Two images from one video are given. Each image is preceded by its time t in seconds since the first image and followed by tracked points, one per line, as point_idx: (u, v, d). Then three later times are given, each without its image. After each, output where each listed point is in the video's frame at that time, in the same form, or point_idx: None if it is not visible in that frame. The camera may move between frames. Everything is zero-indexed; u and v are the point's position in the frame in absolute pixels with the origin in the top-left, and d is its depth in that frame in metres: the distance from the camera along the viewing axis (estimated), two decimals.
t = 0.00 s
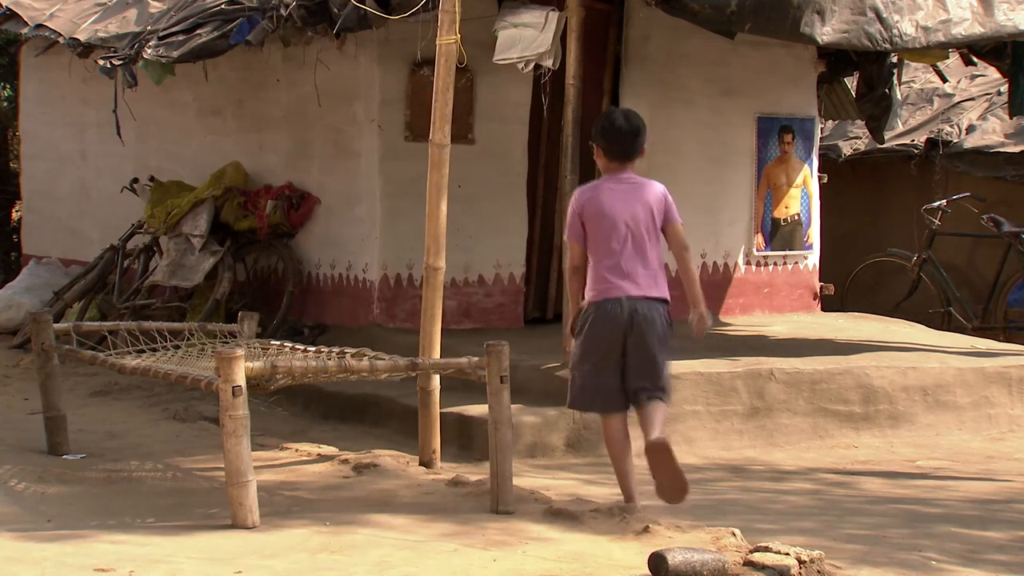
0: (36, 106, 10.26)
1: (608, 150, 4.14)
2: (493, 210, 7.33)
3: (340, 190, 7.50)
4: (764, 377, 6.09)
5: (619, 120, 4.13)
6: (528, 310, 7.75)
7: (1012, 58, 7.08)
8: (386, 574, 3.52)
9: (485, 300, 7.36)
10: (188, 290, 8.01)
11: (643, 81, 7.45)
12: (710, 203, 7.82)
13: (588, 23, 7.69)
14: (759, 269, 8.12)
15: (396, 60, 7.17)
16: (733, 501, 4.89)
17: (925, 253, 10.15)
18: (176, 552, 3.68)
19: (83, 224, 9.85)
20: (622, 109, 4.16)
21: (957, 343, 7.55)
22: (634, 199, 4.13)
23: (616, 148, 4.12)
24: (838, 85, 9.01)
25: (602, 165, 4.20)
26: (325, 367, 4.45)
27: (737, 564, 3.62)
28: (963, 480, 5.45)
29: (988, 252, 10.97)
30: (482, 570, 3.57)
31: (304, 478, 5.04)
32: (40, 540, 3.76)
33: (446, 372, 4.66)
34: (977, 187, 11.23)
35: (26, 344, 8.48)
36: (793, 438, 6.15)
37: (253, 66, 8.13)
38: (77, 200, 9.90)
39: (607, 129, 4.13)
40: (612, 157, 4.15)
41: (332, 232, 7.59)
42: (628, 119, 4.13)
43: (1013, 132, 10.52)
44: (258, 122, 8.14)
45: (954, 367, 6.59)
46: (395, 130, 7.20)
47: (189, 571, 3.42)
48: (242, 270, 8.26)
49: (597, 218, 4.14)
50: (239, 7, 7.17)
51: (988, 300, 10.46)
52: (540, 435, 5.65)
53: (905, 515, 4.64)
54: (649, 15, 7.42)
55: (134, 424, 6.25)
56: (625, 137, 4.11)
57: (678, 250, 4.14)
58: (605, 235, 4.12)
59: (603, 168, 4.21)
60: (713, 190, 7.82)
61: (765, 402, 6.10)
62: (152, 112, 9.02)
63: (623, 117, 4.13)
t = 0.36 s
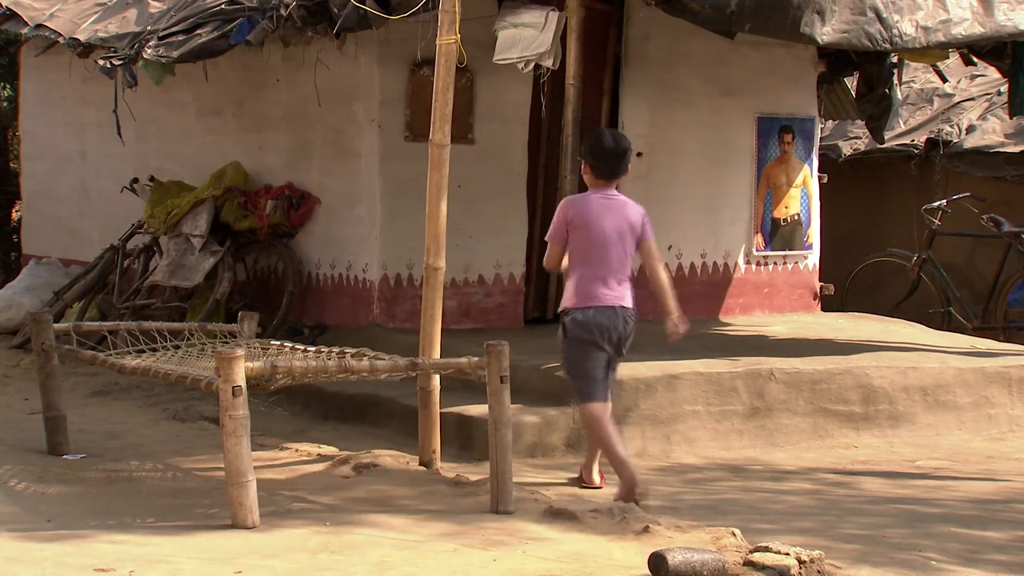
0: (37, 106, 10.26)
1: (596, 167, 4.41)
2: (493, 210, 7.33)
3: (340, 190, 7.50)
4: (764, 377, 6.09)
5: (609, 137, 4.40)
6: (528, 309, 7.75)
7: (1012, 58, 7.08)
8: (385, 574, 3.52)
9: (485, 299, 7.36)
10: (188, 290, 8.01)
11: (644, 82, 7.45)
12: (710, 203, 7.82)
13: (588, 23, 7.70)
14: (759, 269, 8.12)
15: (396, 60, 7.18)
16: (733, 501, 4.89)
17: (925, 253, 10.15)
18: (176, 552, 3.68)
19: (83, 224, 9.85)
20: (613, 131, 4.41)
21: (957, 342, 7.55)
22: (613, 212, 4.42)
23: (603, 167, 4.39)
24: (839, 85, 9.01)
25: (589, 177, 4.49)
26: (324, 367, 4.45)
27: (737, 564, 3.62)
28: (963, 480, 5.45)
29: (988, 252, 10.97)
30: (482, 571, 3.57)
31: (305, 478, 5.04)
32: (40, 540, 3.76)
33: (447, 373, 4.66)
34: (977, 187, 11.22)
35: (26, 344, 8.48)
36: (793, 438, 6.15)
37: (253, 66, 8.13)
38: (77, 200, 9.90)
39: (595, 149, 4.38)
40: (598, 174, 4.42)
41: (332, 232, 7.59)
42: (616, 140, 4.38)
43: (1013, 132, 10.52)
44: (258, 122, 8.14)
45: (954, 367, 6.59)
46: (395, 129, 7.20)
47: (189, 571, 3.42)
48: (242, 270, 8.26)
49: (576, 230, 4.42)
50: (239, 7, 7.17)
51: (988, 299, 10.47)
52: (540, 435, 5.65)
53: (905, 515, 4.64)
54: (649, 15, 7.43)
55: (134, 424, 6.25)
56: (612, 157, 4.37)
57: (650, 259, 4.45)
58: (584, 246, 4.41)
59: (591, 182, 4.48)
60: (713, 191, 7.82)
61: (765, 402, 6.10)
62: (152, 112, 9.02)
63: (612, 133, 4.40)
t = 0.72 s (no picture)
0: (37, 107, 10.26)
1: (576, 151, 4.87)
2: (493, 210, 7.33)
3: (340, 190, 7.50)
4: (764, 377, 6.09)
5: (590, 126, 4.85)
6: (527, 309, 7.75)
7: (1012, 58, 7.08)
8: (385, 574, 3.52)
9: (485, 299, 7.36)
10: (188, 290, 8.01)
11: (644, 82, 7.46)
12: (710, 203, 7.82)
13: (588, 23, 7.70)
14: (759, 269, 8.12)
15: (396, 60, 7.18)
16: (733, 501, 4.89)
17: (925, 253, 10.15)
18: (176, 552, 3.68)
19: (84, 224, 9.85)
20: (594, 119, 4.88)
21: (957, 342, 7.55)
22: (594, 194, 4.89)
23: (583, 151, 4.86)
24: (838, 85, 9.01)
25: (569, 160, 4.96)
26: (324, 367, 4.45)
27: (737, 564, 3.63)
28: (963, 480, 5.45)
29: (988, 252, 10.96)
30: (482, 571, 3.57)
31: (304, 478, 5.04)
32: (40, 540, 3.76)
33: (446, 372, 4.66)
34: (977, 187, 11.22)
35: (26, 344, 8.48)
36: (793, 438, 6.15)
37: (253, 66, 8.13)
38: (77, 200, 9.90)
39: (576, 134, 4.85)
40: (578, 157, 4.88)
41: (333, 232, 7.59)
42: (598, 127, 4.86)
43: (1013, 132, 10.52)
44: (258, 122, 8.14)
45: (954, 367, 6.59)
46: (395, 129, 7.20)
47: (189, 571, 3.42)
48: (242, 270, 8.26)
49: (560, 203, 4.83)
50: (239, 7, 7.17)
51: (988, 299, 10.47)
52: (540, 435, 5.65)
53: (904, 515, 4.64)
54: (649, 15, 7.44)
55: (134, 424, 6.25)
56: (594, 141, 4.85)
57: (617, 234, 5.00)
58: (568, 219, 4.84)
59: (570, 165, 4.96)
60: (713, 191, 7.82)
61: (765, 402, 6.10)
62: (152, 112, 9.02)
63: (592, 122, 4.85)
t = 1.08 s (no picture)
0: (36, 106, 10.26)
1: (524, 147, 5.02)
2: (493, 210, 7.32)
3: (340, 190, 7.50)
4: (764, 377, 6.09)
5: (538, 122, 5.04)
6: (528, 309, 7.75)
7: (1012, 58, 7.08)
8: (385, 574, 3.52)
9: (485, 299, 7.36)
10: (188, 290, 8.01)
11: (644, 81, 7.46)
12: (710, 203, 7.82)
13: (588, 23, 7.69)
14: (759, 269, 8.12)
15: (396, 60, 7.18)
16: (733, 501, 4.89)
17: (925, 253, 10.15)
18: (176, 552, 3.68)
19: (84, 224, 9.85)
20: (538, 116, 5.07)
21: (957, 342, 7.55)
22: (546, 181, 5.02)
23: (531, 148, 5.03)
24: (838, 85, 9.01)
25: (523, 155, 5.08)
26: (324, 367, 4.45)
27: (737, 564, 3.63)
28: (963, 480, 5.45)
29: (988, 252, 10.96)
30: (482, 570, 3.57)
31: (305, 478, 5.04)
32: (40, 540, 3.76)
33: (446, 372, 4.66)
34: (977, 187, 11.22)
35: (26, 344, 8.48)
36: (793, 438, 6.15)
37: (253, 65, 8.13)
38: (77, 200, 9.90)
39: (521, 131, 5.03)
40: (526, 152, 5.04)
41: (332, 232, 7.59)
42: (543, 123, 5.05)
43: (1013, 132, 10.53)
44: (258, 122, 8.13)
45: (954, 367, 6.59)
46: (395, 130, 7.20)
47: (189, 571, 3.42)
48: (242, 270, 8.26)
49: (512, 195, 4.98)
50: (239, 7, 7.17)
51: (988, 299, 10.45)
52: (541, 435, 5.65)
53: (904, 515, 4.64)
54: (649, 15, 7.46)
55: (134, 424, 6.25)
56: (539, 136, 5.02)
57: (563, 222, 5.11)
58: (522, 210, 4.97)
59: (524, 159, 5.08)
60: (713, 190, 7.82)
61: (765, 402, 6.10)
62: (152, 111, 9.02)
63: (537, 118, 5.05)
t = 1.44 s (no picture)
0: (36, 106, 10.26)
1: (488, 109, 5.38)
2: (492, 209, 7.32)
3: (340, 190, 7.50)
4: (764, 377, 6.09)
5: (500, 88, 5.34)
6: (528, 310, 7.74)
7: (1012, 58, 7.08)
8: (385, 574, 3.52)
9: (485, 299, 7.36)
10: (188, 290, 8.01)
11: (644, 81, 7.46)
12: (710, 203, 7.81)
13: (588, 23, 7.69)
14: (759, 269, 8.12)
15: (396, 60, 7.18)
16: (732, 501, 4.89)
17: (925, 253, 10.16)
18: (176, 552, 3.68)
19: (84, 224, 9.85)
20: (502, 80, 5.35)
21: (957, 342, 7.55)
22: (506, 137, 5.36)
23: (496, 112, 5.36)
24: (839, 85, 8.99)
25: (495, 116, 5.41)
26: (324, 367, 4.45)
27: (737, 564, 3.62)
28: (963, 480, 5.45)
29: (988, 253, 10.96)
30: (482, 571, 3.57)
31: (305, 478, 5.04)
32: (40, 540, 3.76)
33: (445, 372, 4.66)
34: (977, 187, 11.23)
35: (26, 344, 8.48)
36: (793, 438, 6.16)
37: (253, 65, 8.12)
38: (77, 200, 9.90)
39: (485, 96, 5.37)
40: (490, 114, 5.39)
41: (332, 232, 7.59)
42: (505, 89, 5.33)
43: (1013, 132, 10.53)
44: (258, 122, 8.13)
45: (954, 367, 6.58)
46: (395, 130, 7.20)
47: (189, 571, 3.42)
48: (242, 270, 8.26)
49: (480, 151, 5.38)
50: (239, 7, 7.17)
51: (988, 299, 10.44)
52: (540, 435, 5.65)
53: (903, 515, 4.64)
54: (649, 15, 7.46)
55: (134, 424, 6.25)
56: (499, 102, 5.33)
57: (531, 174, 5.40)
58: (489, 164, 5.35)
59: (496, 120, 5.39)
60: (713, 190, 7.81)
61: (765, 402, 6.10)
62: (152, 111, 9.02)
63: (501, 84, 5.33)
